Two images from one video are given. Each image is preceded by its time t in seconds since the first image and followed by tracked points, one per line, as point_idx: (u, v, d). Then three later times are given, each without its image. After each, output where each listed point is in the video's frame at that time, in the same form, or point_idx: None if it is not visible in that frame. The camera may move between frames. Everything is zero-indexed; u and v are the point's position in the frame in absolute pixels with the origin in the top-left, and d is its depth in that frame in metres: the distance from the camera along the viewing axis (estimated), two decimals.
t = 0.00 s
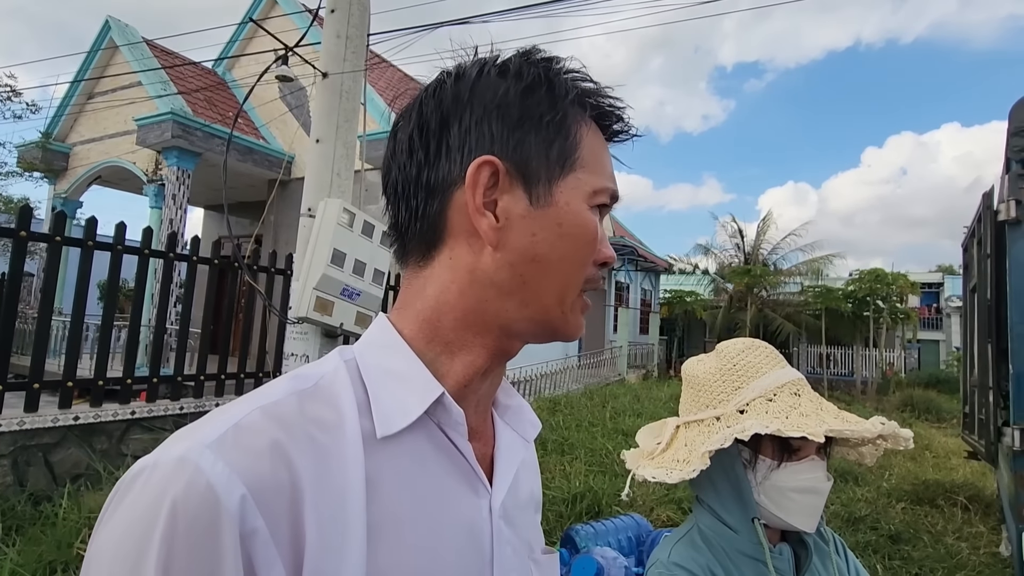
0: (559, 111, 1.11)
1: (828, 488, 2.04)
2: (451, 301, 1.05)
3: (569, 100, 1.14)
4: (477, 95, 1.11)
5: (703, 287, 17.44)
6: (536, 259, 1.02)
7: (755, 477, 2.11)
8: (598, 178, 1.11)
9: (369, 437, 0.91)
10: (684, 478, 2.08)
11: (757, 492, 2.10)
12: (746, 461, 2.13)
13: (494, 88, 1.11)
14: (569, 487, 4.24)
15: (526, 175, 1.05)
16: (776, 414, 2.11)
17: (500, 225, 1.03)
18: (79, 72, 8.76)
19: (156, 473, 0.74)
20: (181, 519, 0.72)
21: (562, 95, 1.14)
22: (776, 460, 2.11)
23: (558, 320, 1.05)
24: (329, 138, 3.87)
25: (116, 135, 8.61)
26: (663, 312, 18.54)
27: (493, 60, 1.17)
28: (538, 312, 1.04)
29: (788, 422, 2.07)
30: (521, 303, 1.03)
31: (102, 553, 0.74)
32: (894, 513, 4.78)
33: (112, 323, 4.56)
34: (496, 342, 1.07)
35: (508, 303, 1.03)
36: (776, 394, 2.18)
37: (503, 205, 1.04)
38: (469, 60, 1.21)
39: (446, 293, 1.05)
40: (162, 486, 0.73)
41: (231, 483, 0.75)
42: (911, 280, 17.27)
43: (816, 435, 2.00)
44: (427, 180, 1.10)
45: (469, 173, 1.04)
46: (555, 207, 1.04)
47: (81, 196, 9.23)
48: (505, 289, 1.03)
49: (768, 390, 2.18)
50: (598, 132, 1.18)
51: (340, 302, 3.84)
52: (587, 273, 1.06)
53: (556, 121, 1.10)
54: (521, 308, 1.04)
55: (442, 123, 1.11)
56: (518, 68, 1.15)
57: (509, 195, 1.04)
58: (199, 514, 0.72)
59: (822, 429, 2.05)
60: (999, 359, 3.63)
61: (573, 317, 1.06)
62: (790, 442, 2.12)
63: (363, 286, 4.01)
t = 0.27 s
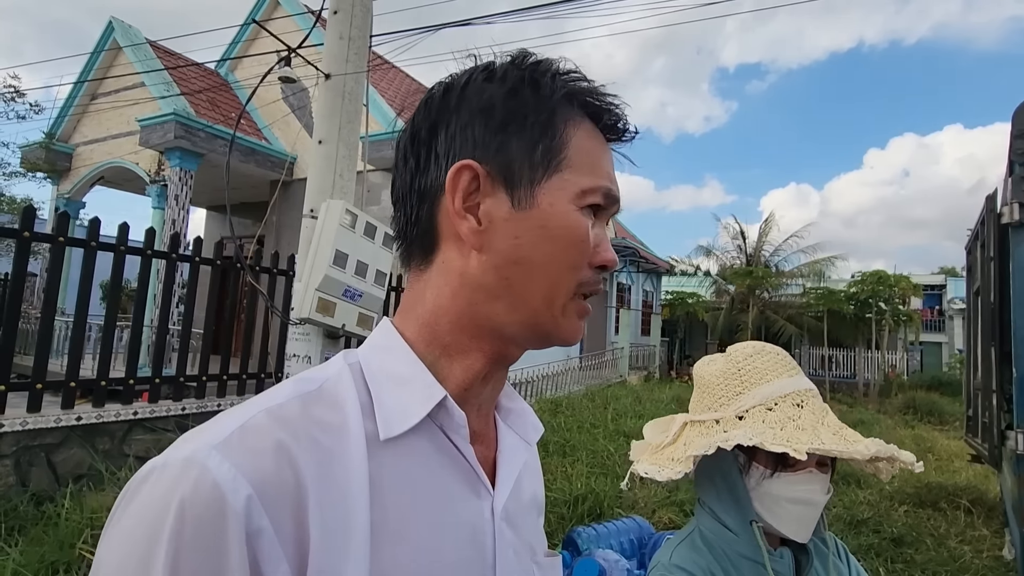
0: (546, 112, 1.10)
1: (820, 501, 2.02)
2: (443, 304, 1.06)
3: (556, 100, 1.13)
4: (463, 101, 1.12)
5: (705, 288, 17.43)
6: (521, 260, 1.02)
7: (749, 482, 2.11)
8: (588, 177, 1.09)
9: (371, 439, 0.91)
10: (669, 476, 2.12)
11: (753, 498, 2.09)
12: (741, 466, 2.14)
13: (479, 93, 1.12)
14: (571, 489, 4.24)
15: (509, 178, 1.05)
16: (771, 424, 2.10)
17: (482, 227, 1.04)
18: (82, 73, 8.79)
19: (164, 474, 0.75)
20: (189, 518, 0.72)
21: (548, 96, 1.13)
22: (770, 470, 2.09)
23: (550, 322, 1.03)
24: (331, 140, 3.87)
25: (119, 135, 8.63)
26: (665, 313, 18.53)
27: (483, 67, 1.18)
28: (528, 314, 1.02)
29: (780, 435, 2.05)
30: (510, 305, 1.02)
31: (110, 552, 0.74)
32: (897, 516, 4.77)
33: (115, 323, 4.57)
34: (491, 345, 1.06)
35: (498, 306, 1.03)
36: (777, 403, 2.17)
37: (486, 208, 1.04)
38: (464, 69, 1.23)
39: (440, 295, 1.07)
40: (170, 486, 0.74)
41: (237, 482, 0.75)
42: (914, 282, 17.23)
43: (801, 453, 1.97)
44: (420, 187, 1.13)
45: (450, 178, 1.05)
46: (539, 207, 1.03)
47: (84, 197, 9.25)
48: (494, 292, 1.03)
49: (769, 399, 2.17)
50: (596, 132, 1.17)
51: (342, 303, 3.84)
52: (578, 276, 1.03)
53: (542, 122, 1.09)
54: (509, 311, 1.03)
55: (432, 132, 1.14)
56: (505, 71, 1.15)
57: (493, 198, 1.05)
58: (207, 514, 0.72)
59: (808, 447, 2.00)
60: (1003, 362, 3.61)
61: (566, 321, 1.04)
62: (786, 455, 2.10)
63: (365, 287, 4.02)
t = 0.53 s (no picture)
0: (538, 111, 1.10)
1: (831, 509, 2.02)
2: (441, 305, 1.07)
3: (547, 99, 1.13)
4: (457, 104, 1.14)
5: (707, 289, 17.41)
6: (511, 260, 1.01)
7: (758, 487, 2.10)
8: (581, 175, 1.07)
9: (384, 437, 0.91)
10: (684, 482, 2.08)
11: (760, 502, 2.09)
12: (752, 472, 2.12)
13: (472, 96, 1.14)
14: (573, 491, 4.23)
15: (501, 178, 1.05)
16: (787, 432, 2.11)
17: (473, 228, 1.05)
18: (86, 76, 8.82)
19: (182, 471, 0.75)
20: (208, 516, 0.72)
21: (538, 95, 1.13)
22: (782, 476, 2.08)
23: (544, 322, 1.02)
24: (334, 141, 3.87)
25: (123, 137, 8.65)
26: (668, 314, 18.51)
27: (480, 71, 1.19)
28: (522, 314, 1.02)
29: (799, 444, 2.05)
30: (505, 305, 1.02)
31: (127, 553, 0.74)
32: (900, 518, 4.75)
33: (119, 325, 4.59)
34: (491, 345, 1.06)
35: (493, 306, 1.03)
36: (793, 410, 2.18)
37: (478, 209, 1.05)
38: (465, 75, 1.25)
39: (441, 296, 1.07)
40: (188, 483, 0.73)
41: (254, 480, 0.75)
42: (918, 283, 17.18)
43: (824, 465, 1.97)
44: (418, 191, 1.16)
45: (440, 180, 1.07)
46: (528, 207, 1.03)
47: (87, 199, 9.28)
48: (488, 292, 1.03)
49: (785, 405, 2.18)
50: (596, 130, 1.15)
51: (345, 305, 3.85)
52: (572, 275, 1.02)
53: (533, 121, 1.09)
54: (504, 311, 1.03)
55: (428, 138, 1.17)
56: (499, 73, 1.16)
57: (484, 198, 1.05)
58: (227, 511, 0.72)
59: (830, 458, 2.00)
60: (1007, 363, 3.60)
61: (561, 321, 1.03)
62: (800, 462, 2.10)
63: (367, 288, 4.02)
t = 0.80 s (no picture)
0: (537, 112, 1.10)
1: (833, 511, 2.01)
2: (444, 308, 1.07)
3: (546, 99, 1.12)
4: (456, 107, 1.14)
5: (709, 290, 17.40)
6: (514, 262, 1.02)
7: (760, 490, 2.09)
8: (582, 174, 1.07)
9: (389, 439, 0.91)
10: (685, 483, 2.08)
11: (761, 505, 2.08)
12: (753, 474, 2.12)
13: (471, 99, 1.14)
14: (575, 492, 4.23)
15: (501, 179, 1.06)
16: (789, 434, 2.10)
17: (474, 230, 1.05)
18: (88, 79, 8.84)
19: (190, 474, 0.74)
20: (218, 518, 0.72)
21: (536, 95, 1.13)
22: (783, 478, 2.08)
23: (548, 323, 1.02)
24: (336, 143, 3.87)
25: (125, 140, 8.68)
26: (670, 315, 18.50)
27: (478, 72, 1.20)
28: (525, 315, 1.02)
29: (801, 447, 2.04)
30: (508, 306, 1.02)
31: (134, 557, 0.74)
32: (903, 518, 4.74)
33: (121, 328, 4.60)
34: (495, 347, 1.06)
35: (496, 308, 1.03)
36: (795, 412, 2.17)
37: (479, 211, 1.05)
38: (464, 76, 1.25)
39: (444, 297, 1.07)
40: (195, 488, 0.73)
41: (262, 482, 0.75)
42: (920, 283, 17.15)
43: (826, 468, 1.95)
44: (420, 195, 1.16)
45: (441, 183, 1.07)
46: (530, 208, 1.03)
47: (90, 202, 9.31)
48: (491, 294, 1.03)
49: (787, 407, 2.17)
50: (598, 129, 1.15)
51: (346, 306, 3.85)
52: (574, 276, 1.02)
53: (533, 122, 1.09)
54: (506, 311, 1.03)
55: (429, 142, 1.17)
56: (496, 75, 1.16)
57: (485, 201, 1.06)
58: (237, 514, 0.72)
59: (832, 462, 1.99)
60: (1009, 363, 3.59)
61: (562, 322, 1.03)
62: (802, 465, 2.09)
63: (369, 290, 4.03)
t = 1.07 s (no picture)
0: (545, 113, 1.10)
1: (835, 513, 2.02)
2: (451, 308, 1.07)
3: (553, 99, 1.12)
4: (463, 108, 1.15)
5: (709, 290, 17.40)
6: (522, 262, 1.02)
7: (762, 491, 2.09)
8: (590, 175, 1.07)
9: (398, 440, 0.91)
10: (689, 484, 2.07)
11: (761, 506, 2.09)
12: (756, 475, 2.11)
13: (478, 99, 1.14)
14: (576, 492, 4.23)
15: (508, 180, 1.06)
16: (794, 437, 2.10)
17: (481, 231, 1.05)
18: (88, 80, 8.85)
19: (201, 476, 0.74)
20: (231, 520, 0.71)
21: (544, 96, 1.13)
22: (787, 480, 2.07)
23: (555, 323, 1.02)
24: (336, 144, 3.87)
25: (125, 141, 8.68)
26: (670, 315, 18.50)
27: (485, 73, 1.20)
28: (532, 316, 1.02)
29: (806, 451, 2.04)
30: (515, 307, 1.02)
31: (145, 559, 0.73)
32: (904, 518, 4.74)
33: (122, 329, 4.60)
34: (502, 346, 1.07)
35: (503, 308, 1.03)
36: (800, 415, 2.17)
37: (486, 212, 1.06)
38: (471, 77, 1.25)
39: (451, 298, 1.07)
40: (207, 490, 0.73)
41: (274, 484, 0.75)
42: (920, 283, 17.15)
43: (832, 473, 1.95)
44: (428, 195, 1.16)
45: (449, 185, 1.07)
46: (537, 209, 1.03)
47: (90, 203, 9.31)
48: (498, 294, 1.03)
49: (791, 410, 2.18)
50: (606, 130, 1.15)
51: (347, 307, 3.86)
52: (581, 277, 1.02)
53: (540, 122, 1.09)
54: (513, 312, 1.03)
55: (437, 143, 1.17)
56: (504, 75, 1.16)
57: (492, 201, 1.06)
58: (249, 516, 0.72)
59: (838, 466, 1.99)
60: (1009, 363, 3.59)
61: (568, 323, 1.03)
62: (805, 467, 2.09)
63: (369, 291, 4.03)
